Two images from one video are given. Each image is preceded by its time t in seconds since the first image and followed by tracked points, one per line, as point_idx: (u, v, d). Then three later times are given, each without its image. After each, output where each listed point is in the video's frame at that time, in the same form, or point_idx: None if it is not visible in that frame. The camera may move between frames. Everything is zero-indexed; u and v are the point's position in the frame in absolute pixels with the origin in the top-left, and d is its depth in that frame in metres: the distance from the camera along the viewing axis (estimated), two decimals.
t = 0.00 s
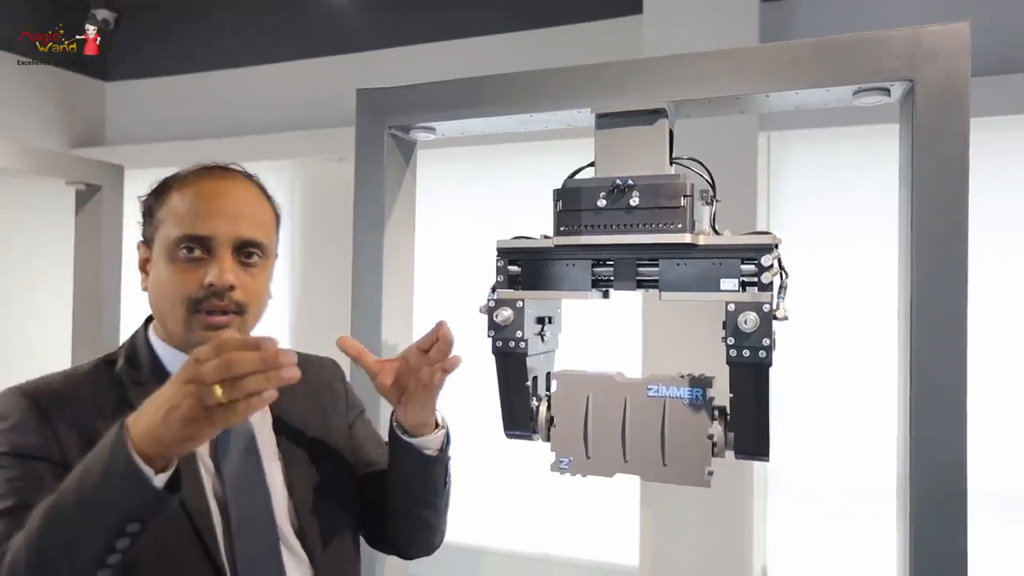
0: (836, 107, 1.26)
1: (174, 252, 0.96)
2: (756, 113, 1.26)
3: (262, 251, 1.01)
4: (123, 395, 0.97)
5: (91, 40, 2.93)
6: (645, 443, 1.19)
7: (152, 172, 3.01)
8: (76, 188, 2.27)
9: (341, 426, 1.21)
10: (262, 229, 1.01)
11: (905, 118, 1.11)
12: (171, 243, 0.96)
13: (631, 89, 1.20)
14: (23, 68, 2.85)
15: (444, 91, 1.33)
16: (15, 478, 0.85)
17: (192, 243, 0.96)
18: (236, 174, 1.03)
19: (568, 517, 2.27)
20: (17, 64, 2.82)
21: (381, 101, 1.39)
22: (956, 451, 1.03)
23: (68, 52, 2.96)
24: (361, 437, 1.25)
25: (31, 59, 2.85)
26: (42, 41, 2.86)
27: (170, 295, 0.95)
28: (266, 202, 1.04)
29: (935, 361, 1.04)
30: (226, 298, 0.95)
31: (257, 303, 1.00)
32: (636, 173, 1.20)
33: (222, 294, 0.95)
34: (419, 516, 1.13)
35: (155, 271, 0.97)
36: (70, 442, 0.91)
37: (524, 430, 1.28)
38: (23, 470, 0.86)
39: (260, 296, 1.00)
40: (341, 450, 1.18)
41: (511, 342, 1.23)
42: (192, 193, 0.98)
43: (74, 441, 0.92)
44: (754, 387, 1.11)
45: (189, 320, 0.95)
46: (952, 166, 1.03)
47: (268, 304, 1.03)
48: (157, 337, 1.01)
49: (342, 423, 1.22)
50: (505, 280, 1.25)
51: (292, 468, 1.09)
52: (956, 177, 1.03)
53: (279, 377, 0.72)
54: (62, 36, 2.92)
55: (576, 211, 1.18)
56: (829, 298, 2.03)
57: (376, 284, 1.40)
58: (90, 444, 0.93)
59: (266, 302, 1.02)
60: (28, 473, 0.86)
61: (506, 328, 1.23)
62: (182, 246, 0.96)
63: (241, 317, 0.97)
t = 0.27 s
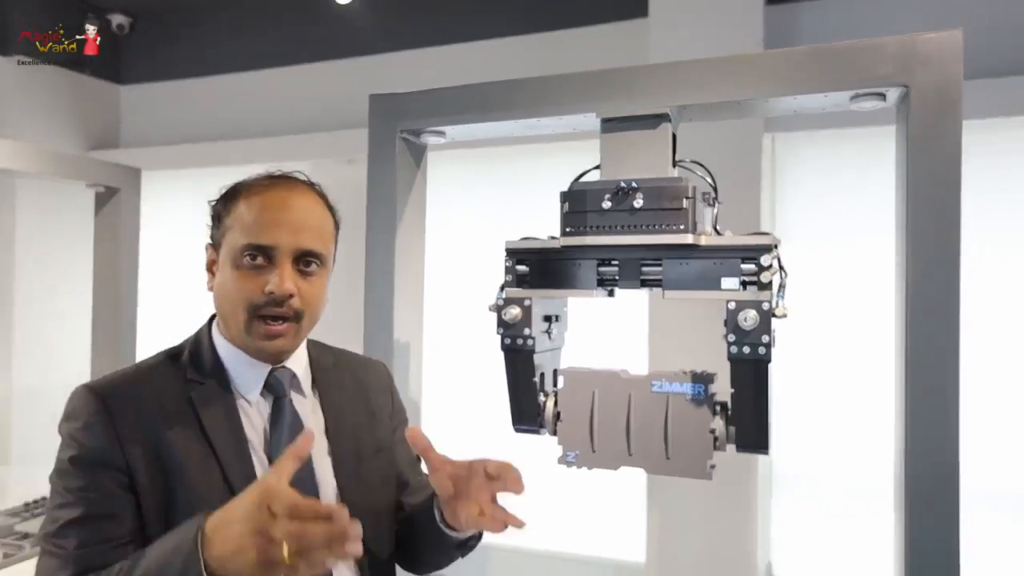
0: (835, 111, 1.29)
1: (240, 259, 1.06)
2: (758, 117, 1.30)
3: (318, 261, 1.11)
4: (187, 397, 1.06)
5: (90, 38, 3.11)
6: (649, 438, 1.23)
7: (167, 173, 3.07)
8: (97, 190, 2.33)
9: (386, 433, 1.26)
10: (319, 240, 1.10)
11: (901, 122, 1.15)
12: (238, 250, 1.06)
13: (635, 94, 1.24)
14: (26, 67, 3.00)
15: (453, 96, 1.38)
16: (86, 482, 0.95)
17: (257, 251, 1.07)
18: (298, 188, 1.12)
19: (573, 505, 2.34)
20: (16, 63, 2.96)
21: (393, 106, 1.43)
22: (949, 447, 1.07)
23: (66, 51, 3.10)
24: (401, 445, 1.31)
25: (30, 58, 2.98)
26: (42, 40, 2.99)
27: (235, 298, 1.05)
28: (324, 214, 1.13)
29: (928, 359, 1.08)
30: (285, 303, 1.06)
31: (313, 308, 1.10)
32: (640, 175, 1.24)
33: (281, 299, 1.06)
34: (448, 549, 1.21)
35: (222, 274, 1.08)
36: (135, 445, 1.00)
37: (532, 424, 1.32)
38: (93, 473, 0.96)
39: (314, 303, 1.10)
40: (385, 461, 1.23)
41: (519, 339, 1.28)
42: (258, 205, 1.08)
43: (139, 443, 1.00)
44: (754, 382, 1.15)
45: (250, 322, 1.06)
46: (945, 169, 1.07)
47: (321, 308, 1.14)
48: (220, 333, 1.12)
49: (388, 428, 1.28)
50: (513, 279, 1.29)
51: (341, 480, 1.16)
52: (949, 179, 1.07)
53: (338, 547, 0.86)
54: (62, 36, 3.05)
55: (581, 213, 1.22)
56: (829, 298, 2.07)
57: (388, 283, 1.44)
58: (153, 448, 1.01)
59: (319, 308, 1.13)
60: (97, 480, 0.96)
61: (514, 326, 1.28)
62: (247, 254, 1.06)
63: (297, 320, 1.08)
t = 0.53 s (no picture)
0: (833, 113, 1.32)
1: (268, 253, 1.10)
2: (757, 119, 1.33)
3: (343, 252, 1.15)
4: (220, 391, 1.09)
5: (91, 39, 3.14)
6: (651, 432, 1.26)
7: (177, 174, 3.12)
8: (110, 191, 2.37)
9: (410, 435, 1.28)
10: (342, 231, 1.14)
11: (896, 124, 1.18)
12: (266, 245, 1.11)
13: (636, 97, 1.28)
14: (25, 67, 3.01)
15: (459, 99, 1.41)
16: (123, 476, 0.99)
17: (283, 244, 1.10)
18: (321, 183, 1.16)
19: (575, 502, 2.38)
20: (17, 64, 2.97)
21: (401, 109, 1.46)
22: (941, 440, 1.10)
23: (67, 52, 3.11)
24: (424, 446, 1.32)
25: (31, 58, 2.99)
26: (42, 41, 3.00)
27: (264, 291, 1.09)
28: (347, 207, 1.17)
29: (922, 355, 1.11)
30: (312, 292, 1.09)
31: (340, 298, 1.13)
32: (641, 176, 1.27)
33: (308, 289, 1.09)
34: (455, 561, 1.24)
35: (252, 269, 1.12)
36: (169, 440, 1.03)
37: (537, 419, 1.35)
38: (130, 467, 1.00)
39: (341, 293, 1.13)
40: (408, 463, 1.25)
41: (524, 336, 1.31)
42: (283, 201, 1.12)
43: (172, 438, 1.04)
44: (753, 377, 1.18)
45: (280, 313, 1.09)
46: (939, 170, 1.10)
47: (350, 300, 1.16)
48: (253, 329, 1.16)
49: (411, 430, 1.29)
50: (518, 278, 1.33)
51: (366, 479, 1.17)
52: (943, 179, 1.10)
53: None
54: (62, 36, 3.07)
55: (585, 213, 1.26)
56: (828, 298, 2.11)
57: (396, 282, 1.48)
58: (186, 443, 1.05)
59: (347, 298, 1.15)
60: (133, 474, 1.00)
61: (519, 323, 1.31)
62: (275, 248, 1.10)
63: (324, 309, 1.11)
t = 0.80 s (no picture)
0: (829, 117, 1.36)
1: (276, 246, 1.14)
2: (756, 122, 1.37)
3: (348, 243, 1.18)
4: (233, 378, 1.12)
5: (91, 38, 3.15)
6: (651, 428, 1.29)
7: (188, 176, 3.17)
8: (122, 194, 2.41)
9: (419, 429, 1.26)
10: (347, 223, 1.17)
11: (889, 128, 1.21)
12: (274, 238, 1.14)
13: (637, 100, 1.31)
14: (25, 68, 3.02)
15: (465, 102, 1.45)
16: (138, 449, 1.04)
17: (291, 237, 1.14)
18: (325, 179, 1.20)
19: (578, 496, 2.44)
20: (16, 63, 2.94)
21: (407, 113, 1.50)
22: (931, 436, 1.13)
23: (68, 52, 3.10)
24: (432, 439, 1.31)
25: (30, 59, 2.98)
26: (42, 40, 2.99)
27: (274, 281, 1.12)
28: (350, 201, 1.20)
29: (912, 352, 1.14)
30: (320, 280, 1.11)
31: (347, 287, 1.16)
32: (642, 178, 1.31)
33: (316, 277, 1.11)
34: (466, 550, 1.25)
35: (261, 264, 1.15)
36: (184, 420, 1.07)
37: (541, 415, 1.39)
38: (145, 441, 1.04)
39: (349, 281, 1.16)
40: (417, 457, 1.24)
41: (528, 334, 1.35)
42: (289, 196, 1.16)
43: (187, 419, 1.07)
44: (750, 374, 1.21)
45: (290, 302, 1.11)
46: (930, 172, 1.13)
47: (356, 291, 1.19)
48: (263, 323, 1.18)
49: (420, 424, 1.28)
50: (521, 278, 1.36)
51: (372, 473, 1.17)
52: (934, 181, 1.13)
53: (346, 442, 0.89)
54: (63, 36, 3.05)
55: (587, 214, 1.29)
56: (825, 298, 2.16)
57: (402, 281, 1.51)
58: (200, 425, 1.09)
59: (354, 288, 1.18)
60: (147, 448, 1.04)
61: (523, 321, 1.34)
62: (283, 240, 1.14)
63: (332, 297, 1.13)
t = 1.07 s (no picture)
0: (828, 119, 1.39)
1: (275, 243, 1.19)
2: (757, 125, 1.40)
3: (344, 235, 1.22)
4: (240, 374, 1.16)
5: (91, 38, 3.15)
6: (654, 423, 1.33)
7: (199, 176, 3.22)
8: (135, 194, 2.46)
9: (421, 425, 1.30)
10: (340, 216, 1.22)
11: (886, 130, 1.24)
12: (272, 235, 1.19)
13: (640, 104, 1.35)
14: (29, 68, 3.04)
15: (472, 106, 1.48)
16: (150, 450, 1.07)
17: (288, 232, 1.19)
18: (317, 179, 1.25)
19: (582, 493, 2.47)
20: (16, 64, 2.97)
21: (416, 116, 1.53)
22: (921, 431, 1.16)
23: (69, 51, 3.13)
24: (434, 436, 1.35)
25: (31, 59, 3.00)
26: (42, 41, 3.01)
27: (275, 275, 1.17)
28: (343, 196, 1.25)
29: (904, 349, 1.17)
30: (318, 269, 1.16)
31: (345, 276, 1.20)
32: (645, 180, 1.35)
33: (314, 267, 1.16)
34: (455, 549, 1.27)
35: (262, 261, 1.20)
36: (192, 417, 1.10)
37: (547, 411, 1.42)
38: (156, 442, 1.07)
39: (345, 269, 1.20)
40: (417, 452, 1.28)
41: (533, 331, 1.38)
42: (284, 196, 1.21)
43: (196, 415, 1.11)
44: (751, 371, 1.24)
45: (291, 293, 1.16)
46: (925, 173, 1.16)
47: (355, 281, 1.23)
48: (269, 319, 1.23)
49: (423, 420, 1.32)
50: (527, 277, 1.39)
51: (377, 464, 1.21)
52: (929, 182, 1.16)
53: (354, 471, 0.94)
54: (63, 36, 3.07)
55: (591, 215, 1.33)
56: (824, 298, 2.20)
57: (411, 280, 1.55)
58: (208, 420, 1.12)
59: (352, 277, 1.22)
60: (159, 449, 1.07)
61: (529, 319, 1.38)
62: (281, 236, 1.19)
63: (331, 285, 1.17)
